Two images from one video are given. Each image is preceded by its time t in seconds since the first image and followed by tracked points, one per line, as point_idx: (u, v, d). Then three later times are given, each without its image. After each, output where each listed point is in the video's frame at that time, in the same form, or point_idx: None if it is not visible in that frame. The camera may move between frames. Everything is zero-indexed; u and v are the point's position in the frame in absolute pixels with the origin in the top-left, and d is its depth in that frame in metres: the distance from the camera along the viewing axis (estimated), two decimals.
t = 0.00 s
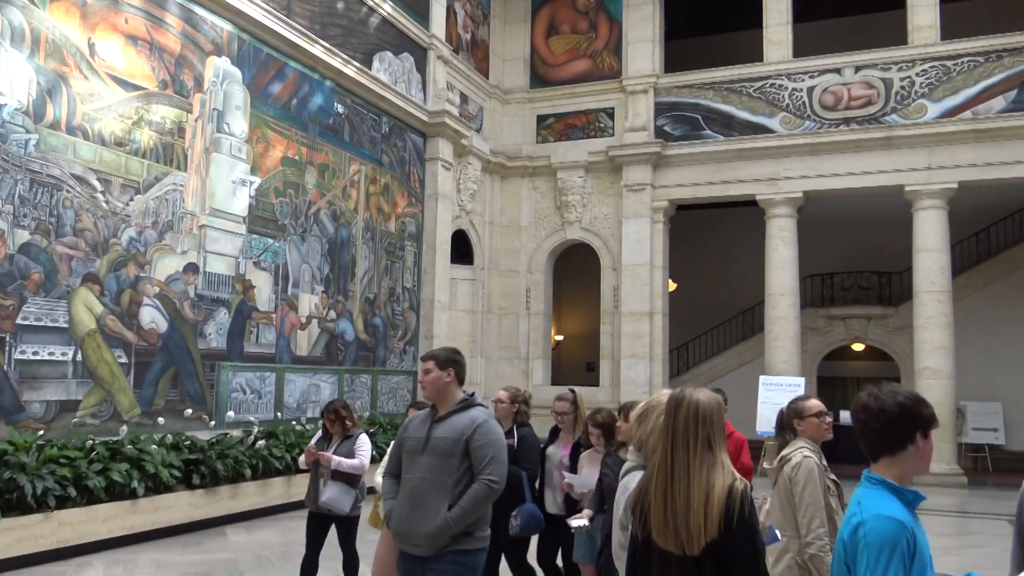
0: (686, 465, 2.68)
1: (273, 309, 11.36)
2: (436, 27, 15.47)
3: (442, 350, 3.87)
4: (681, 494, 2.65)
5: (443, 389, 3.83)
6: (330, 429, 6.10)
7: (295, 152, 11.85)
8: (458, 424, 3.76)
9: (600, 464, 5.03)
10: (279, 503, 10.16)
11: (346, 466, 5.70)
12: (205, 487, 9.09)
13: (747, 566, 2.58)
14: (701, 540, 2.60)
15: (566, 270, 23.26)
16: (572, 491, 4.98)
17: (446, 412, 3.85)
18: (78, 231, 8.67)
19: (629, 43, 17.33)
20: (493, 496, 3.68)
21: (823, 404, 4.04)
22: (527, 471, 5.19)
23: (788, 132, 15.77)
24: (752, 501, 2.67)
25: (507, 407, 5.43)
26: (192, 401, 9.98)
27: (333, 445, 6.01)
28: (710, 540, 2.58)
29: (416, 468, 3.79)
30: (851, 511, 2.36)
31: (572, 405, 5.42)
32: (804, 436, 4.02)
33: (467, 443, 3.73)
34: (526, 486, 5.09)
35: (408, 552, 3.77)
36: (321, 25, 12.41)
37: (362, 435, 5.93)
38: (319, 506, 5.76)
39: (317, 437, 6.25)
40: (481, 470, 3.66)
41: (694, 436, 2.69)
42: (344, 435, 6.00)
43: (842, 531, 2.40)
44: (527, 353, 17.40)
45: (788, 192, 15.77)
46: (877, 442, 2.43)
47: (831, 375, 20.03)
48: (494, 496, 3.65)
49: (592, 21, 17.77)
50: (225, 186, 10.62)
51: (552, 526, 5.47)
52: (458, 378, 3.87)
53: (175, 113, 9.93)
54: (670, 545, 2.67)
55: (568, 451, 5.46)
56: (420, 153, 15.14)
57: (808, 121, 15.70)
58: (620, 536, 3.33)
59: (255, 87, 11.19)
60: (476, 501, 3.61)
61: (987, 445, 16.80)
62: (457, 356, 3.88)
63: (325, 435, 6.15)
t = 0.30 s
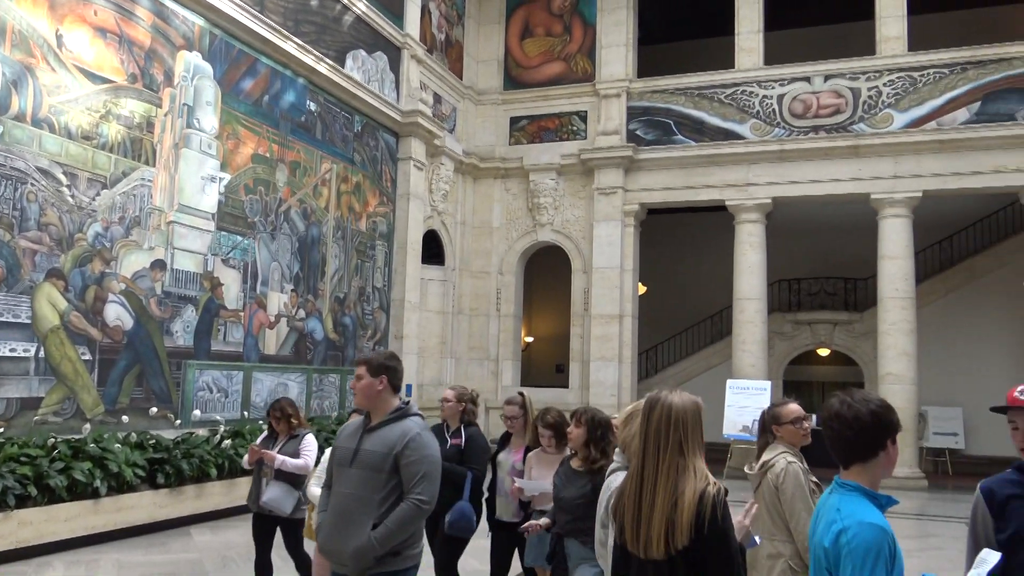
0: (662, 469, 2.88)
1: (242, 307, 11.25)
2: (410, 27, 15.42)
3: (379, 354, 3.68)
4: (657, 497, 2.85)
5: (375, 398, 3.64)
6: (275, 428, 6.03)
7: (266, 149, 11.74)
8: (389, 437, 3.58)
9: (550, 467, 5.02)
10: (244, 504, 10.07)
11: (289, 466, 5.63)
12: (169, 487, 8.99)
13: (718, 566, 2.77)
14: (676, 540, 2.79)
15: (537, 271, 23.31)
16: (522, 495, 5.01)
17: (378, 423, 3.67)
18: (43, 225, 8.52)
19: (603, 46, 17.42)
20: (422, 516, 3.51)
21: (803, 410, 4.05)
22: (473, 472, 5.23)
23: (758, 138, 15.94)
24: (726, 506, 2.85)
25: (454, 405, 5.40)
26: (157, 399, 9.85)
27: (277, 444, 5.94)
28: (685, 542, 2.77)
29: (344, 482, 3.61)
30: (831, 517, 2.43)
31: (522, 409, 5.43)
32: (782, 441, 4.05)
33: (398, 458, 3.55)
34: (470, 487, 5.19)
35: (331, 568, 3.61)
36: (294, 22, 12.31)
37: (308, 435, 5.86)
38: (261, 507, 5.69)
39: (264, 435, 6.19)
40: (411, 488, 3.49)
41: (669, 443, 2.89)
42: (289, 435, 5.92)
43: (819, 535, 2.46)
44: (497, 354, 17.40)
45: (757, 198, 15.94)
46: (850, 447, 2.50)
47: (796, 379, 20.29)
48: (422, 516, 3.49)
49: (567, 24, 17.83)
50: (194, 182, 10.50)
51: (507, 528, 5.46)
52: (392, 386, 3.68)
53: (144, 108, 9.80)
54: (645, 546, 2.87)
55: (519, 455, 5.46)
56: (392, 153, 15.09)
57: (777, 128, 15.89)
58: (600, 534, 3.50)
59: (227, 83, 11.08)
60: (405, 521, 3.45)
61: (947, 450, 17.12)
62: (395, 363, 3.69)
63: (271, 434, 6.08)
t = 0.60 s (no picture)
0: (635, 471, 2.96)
1: (208, 305, 11.13)
2: (382, 25, 15.35)
3: (315, 345, 3.62)
4: (628, 498, 2.93)
5: (309, 391, 3.59)
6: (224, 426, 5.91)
7: (234, 145, 11.62)
8: (313, 432, 3.50)
9: (499, 470, 4.90)
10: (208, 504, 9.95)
11: (236, 465, 5.49)
12: (132, 487, 8.87)
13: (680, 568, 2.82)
14: (643, 543, 2.85)
15: (507, 271, 23.33)
16: (471, 500, 4.84)
17: (308, 417, 3.60)
18: (4, 221, 8.36)
19: (574, 49, 17.48)
20: (344, 516, 3.37)
21: (761, 410, 4.09)
22: (414, 477, 5.16)
23: (726, 142, 16.10)
24: (695, 511, 2.89)
25: (402, 407, 5.26)
26: (120, 399, 9.71)
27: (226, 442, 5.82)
28: (649, 544, 2.83)
29: (274, 480, 3.56)
30: (820, 524, 2.53)
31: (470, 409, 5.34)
32: (741, 441, 4.08)
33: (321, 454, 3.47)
34: (410, 494, 5.11)
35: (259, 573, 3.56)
36: (264, 18, 12.19)
37: (255, 432, 5.72)
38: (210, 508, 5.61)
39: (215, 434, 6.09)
40: (331, 485, 3.38)
41: (643, 446, 2.97)
42: (237, 433, 5.80)
43: (807, 544, 2.55)
44: (466, 355, 17.39)
45: (725, 202, 16.09)
46: (824, 450, 2.58)
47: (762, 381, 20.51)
48: (342, 515, 3.35)
49: (538, 25, 17.86)
50: (160, 178, 10.36)
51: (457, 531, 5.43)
52: (326, 379, 3.61)
53: (109, 102, 9.65)
54: (614, 547, 2.94)
55: (467, 453, 5.43)
56: (362, 151, 15.01)
57: (746, 133, 16.06)
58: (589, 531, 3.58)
59: (195, 78, 10.95)
60: (320, 521, 3.32)
61: (908, 451, 17.43)
62: (332, 355, 3.62)
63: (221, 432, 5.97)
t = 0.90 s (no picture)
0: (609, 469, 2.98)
1: (176, 304, 10.99)
2: (353, 23, 15.26)
3: (229, 346, 3.29)
4: (602, 494, 2.95)
5: (224, 395, 3.25)
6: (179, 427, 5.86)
7: (203, 142, 11.49)
8: (231, 439, 3.15)
9: (445, 469, 4.71)
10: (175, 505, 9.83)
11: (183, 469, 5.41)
12: (97, 488, 8.74)
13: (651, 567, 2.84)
14: (616, 540, 2.87)
15: (479, 271, 23.32)
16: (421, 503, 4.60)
17: (225, 424, 3.25)
18: None
19: (547, 49, 17.51)
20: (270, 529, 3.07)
21: (721, 408, 4.28)
22: (357, 479, 4.96)
23: (697, 143, 16.23)
24: (667, 509, 2.90)
25: (346, 406, 5.07)
26: (86, 398, 9.56)
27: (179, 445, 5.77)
28: (621, 542, 2.85)
29: (186, 494, 3.20)
30: (834, 522, 2.56)
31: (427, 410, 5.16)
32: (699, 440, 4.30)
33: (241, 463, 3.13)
34: (353, 496, 4.92)
35: None
36: (234, 14, 12.06)
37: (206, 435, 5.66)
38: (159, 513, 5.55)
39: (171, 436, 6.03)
40: (254, 497, 3.05)
41: (618, 443, 2.99)
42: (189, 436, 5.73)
43: (821, 544, 2.54)
44: (437, 354, 17.36)
45: (695, 203, 16.21)
46: (820, 446, 2.64)
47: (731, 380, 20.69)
48: (268, 529, 3.04)
49: (511, 25, 17.87)
50: (127, 174, 10.21)
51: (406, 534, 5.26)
52: (244, 382, 3.28)
53: (75, 97, 9.49)
54: (586, 543, 2.96)
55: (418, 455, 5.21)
56: (333, 149, 14.91)
57: (716, 134, 16.21)
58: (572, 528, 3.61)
59: (163, 74, 10.81)
60: (245, 539, 3.01)
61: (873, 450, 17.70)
62: (248, 355, 3.30)
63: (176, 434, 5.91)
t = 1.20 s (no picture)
0: (581, 465, 3.00)
1: (142, 300, 10.84)
2: (324, 18, 15.14)
3: (131, 336, 3.15)
4: (573, 490, 2.96)
5: (124, 388, 3.10)
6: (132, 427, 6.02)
7: (170, 137, 11.34)
8: (134, 435, 3.02)
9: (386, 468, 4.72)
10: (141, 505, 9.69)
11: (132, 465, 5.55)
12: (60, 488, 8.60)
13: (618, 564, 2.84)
14: (584, 536, 2.88)
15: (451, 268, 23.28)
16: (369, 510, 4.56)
17: (125, 417, 3.10)
18: None
19: (519, 46, 17.51)
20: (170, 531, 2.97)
21: (680, 408, 4.42)
22: (291, 481, 4.85)
23: (667, 142, 16.33)
24: (636, 506, 2.91)
25: (279, 407, 4.95)
26: (49, 396, 9.40)
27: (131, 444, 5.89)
28: (590, 538, 2.86)
29: (74, 491, 3.01)
30: (827, 519, 2.61)
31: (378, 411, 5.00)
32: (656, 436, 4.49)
33: (143, 460, 3.00)
34: (287, 499, 4.80)
35: None
36: (203, 7, 11.90)
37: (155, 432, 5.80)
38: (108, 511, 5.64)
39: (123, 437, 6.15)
40: (157, 497, 2.94)
41: (588, 438, 3.01)
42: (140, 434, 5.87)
43: (818, 543, 2.58)
44: (408, 352, 17.33)
45: (666, 201, 16.31)
46: (800, 442, 2.68)
47: (701, 377, 20.85)
48: (171, 532, 2.94)
49: (483, 22, 17.84)
50: (92, 169, 10.06)
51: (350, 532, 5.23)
52: (146, 374, 3.14)
53: (39, 90, 9.31)
54: (556, 538, 2.97)
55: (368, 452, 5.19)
56: (303, 145, 14.79)
57: (686, 133, 16.31)
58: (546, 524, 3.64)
59: (129, 67, 10.64)
60: (147, 541, 2.89)
61: (839, 446, 17.94)
62: (152, 346, 3.17)
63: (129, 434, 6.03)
